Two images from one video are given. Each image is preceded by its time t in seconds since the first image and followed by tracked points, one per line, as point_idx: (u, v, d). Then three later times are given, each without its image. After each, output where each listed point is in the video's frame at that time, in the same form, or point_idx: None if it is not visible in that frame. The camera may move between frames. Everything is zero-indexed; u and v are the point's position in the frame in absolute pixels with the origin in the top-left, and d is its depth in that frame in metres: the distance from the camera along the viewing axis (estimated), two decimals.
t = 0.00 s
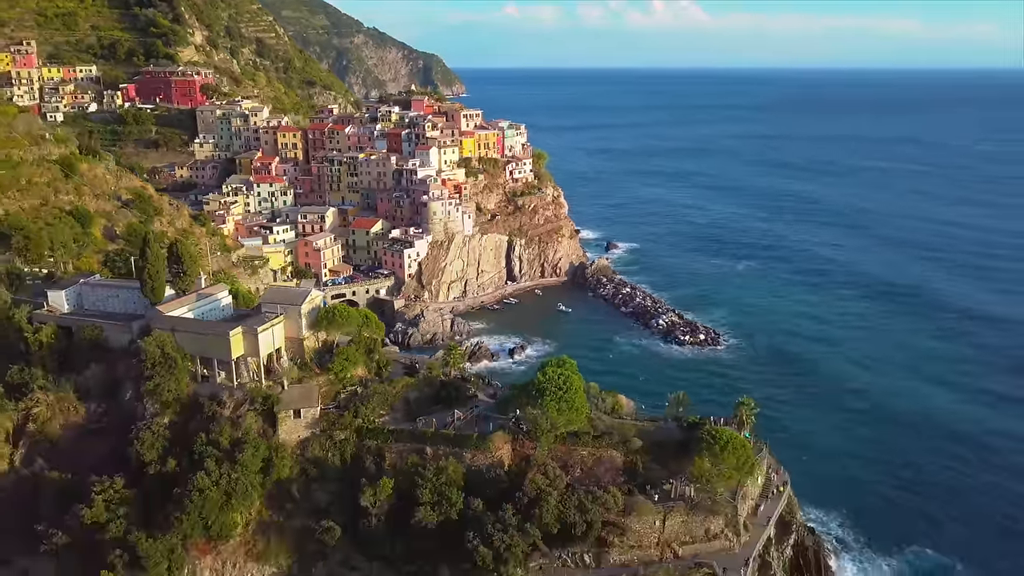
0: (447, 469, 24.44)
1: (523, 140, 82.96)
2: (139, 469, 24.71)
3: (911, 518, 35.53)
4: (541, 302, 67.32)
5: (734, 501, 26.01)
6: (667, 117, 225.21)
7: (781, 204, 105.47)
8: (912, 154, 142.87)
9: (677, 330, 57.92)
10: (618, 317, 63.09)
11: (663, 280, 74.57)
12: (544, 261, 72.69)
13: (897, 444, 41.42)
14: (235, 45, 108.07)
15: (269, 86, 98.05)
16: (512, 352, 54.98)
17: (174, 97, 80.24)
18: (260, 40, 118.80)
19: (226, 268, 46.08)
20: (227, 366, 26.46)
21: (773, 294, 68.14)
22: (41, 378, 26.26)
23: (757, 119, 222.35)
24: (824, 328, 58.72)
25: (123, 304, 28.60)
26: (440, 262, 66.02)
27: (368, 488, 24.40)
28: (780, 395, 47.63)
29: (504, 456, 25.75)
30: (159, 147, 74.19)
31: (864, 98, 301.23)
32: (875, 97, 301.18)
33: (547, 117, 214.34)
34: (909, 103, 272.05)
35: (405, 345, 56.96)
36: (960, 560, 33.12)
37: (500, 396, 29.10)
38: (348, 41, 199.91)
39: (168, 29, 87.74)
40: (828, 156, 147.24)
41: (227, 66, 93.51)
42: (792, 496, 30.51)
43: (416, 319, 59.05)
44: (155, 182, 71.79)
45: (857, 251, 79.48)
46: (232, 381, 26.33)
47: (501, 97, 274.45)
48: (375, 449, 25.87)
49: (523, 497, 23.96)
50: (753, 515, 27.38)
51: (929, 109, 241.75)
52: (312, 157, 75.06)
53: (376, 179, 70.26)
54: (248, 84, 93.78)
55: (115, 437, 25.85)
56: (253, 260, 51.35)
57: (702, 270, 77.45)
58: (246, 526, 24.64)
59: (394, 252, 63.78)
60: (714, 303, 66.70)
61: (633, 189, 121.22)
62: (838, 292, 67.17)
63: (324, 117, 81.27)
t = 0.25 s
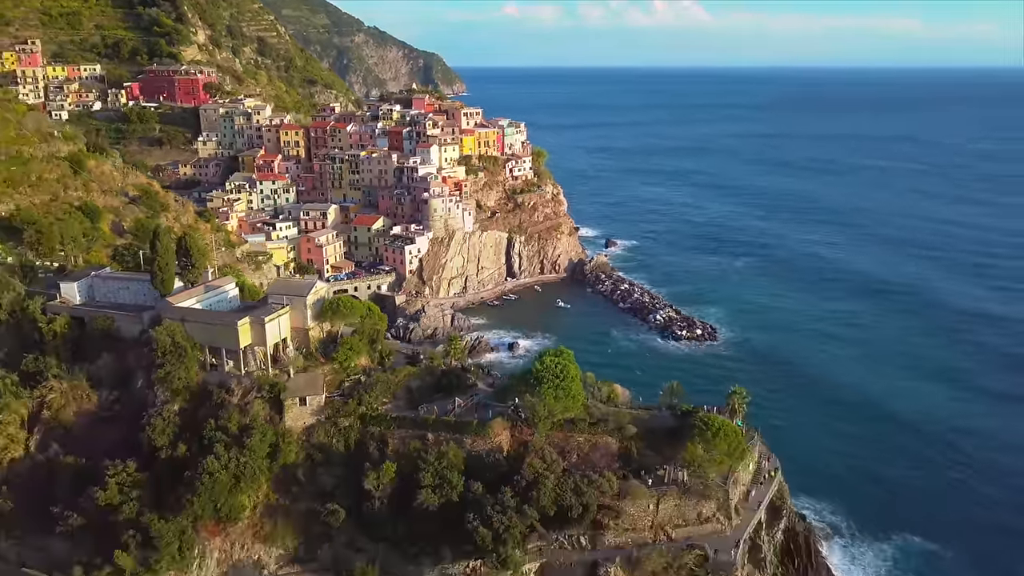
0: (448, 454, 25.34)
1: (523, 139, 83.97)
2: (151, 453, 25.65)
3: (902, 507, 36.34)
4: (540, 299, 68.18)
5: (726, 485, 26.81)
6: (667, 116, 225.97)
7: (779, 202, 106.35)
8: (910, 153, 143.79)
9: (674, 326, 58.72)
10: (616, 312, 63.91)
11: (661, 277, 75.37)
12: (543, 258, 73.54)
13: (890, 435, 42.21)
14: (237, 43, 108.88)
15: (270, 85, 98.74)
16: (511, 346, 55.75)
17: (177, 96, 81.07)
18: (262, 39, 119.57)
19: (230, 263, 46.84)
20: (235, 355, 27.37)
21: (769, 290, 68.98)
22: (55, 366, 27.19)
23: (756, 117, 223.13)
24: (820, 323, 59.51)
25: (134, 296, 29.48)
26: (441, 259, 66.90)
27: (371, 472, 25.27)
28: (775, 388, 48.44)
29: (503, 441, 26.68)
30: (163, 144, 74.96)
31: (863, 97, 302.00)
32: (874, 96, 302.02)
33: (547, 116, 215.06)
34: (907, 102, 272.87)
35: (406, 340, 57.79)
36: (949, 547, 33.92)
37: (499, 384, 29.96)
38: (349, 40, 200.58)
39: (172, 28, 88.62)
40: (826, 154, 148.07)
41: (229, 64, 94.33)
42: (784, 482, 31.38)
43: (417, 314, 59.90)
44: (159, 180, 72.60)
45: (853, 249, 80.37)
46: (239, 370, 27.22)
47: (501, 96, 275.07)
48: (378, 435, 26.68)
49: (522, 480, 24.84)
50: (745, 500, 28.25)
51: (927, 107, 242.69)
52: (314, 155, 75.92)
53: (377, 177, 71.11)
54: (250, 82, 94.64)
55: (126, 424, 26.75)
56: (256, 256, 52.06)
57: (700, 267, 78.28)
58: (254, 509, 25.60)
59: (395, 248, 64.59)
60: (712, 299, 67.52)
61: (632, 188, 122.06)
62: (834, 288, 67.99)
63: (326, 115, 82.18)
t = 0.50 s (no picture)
0: (449, 440, 26.21)
1: (523, 137, 84.88)
2: (162, 439, 26.55)
3: (893, 496, 37.17)
4: (540, 295, 69.02)
5: (717, 471, 27.66)
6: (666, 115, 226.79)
7: (776, 201, 107.21)
8: (907, 152, 144.65)
9: (672, 322, 59.56)
10: (615, 308, 64.72)
11: (660, 274, 76.20)
12: (542, 255, 74.42)
13: (884, 427, 42.99)
14: (239, 43, 109.74)
15: (272, 84, 99.47)
16: (511, 341, 56.53)
17: (181, 95, 81.89)
18: (263, 38, 120.44)
19: (235, 258, 47.67)
20: (243, 345, 28.19)
21: (766, 287, 69.80)
22: (68, 356, 28.08)
23: (754, 116, 223.98)
24: (816, 319, 60.36)
25: (144, 288, 30.34)
26: (442, 256, 67.75)
27: (375, 457, 26.12)
28: (770, 382, 49.27)
29: (502, 428, 27.55)
30: (167, 143, 75.79)
31: (862, 96, 302.76)
32: (873, 95, 302.58)
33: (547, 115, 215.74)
34: (907, 101, 273.58)
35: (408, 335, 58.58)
36: (941, 535, 34.70)
37: (498, 374, 30.81)
38: (349, 40, 201.37)
39: (175, 28, 89.50)
40: (824, 154, 148.89)
41: (232, 64, 95.17)
42: (776, 470, 32.26)
43: (418, 311, 60.73)
44: (162, 178, 73.41)
45: (849, 247, 81.23)
46: (247, 359, 28.09)
47: (501, 95, 275.48)
48: (381, 423, 27.50)
49: (520, 465, 25.71)
50: (736, 486, 29.15)
51: (926, 106, 243.31)
52: (316, 154, 76.83)
53: (379, 175, 72.02)
54: (253, 82, 95.50)
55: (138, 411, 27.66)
56: (259, 251, 52.73)
57: (698, 265, 79.14)
58: (262, 494, 26.53)
59: (397, 245, 65.41)
60: (709, 296, 68.40)
61: (631, 187, 122.99)
62: (830, 285, 68.85)
63: (328, 115, 83.09)
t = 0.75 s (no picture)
0: (450, 427, 27.07)
1: (522, 136, 85.78)
2: (172, 426, 27.40)
3: (884, 485, 38.00)
4: (539, 291, 69.86)
5: (710, 457, 28.51)
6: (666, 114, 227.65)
7: (774, 200, 108.11)
8: (904, 151, 145.59)
9: (670, 317, 60.39)
10: (613, 304, 65.56)
11: (658, 271, 77.05)
12: (542, 252, 75.28)
13: (878, 419, 43.82)
14: (240, 42, 110.58)
15: (273, 83, 100.19)
16: (511, 336, 57.32)
17: (184, 93, 82.74)
18: (264, 37, 121.16)
19: (239, 252, 48.51)
20: (249, 336, 29.03)
21: (763, 284, 70.64)
22: (80, 346, 28.98)
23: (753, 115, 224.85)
24: (811, 315, 61.20)
25: (153, 281, 31.18)
26: (442, 252, 68.63)
27: (378, 443, 26.99)
28: (766, 375, 50.08)
29: (501, 415, 28.40)
30: (170, 141, 76.64)
31: (861, 95, 303.60)
32: (872, 95, 303.45)
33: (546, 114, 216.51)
34: (905, 100, 274.36)
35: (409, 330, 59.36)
36: (932, 522, 35.53)
37: (497, 364, 31.66)
38: (350, 39, 202.22)
39: (178, 27, 90.38)
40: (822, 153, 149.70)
41: (234, 63, 96.04)
42: (768, 459, 33.09)
43: (419, 306, 61.55)
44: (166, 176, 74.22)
45: (846, 245, 82.11)
46: (253, 349, 28.93)
47: (501, 94, 276.01)
48: (384, 411, 28.37)
49: (518, 450, 26.54)
50: (728, 473, 30.00)
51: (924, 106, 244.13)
52: (318, 151, 77.72)
53: (381, 173, 72.91)
54: (254, 81, 96.38)
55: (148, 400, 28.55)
56: (261, 247, 53.52)
57: (696, 262, 80.02)
58: (268, 479, 27.43)
59: (398, 242, 66.23)
60: (706, 293, 69.28)
61: (630, 185, 123.86)
62: (826, 282, 69.71)
63: (329, 113, 83.99)
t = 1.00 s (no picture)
0: (450, 415, 27.93)
1: (522, 134, 86.67)
2: (180, 415, 28.27)
3: (876, 475, 38.81)
4: (538, 288, 70.68)
5: (703, 446, 29.34)
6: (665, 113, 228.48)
7: (772, 199, 108.93)
8: (902, 150, 146.49)
9: (668, 313, 61.19)
10: (612, 301, 66.38)
11: (656, 269, 77.88)
12: (541, 249, 76.13)
13: (872, 412, 44.56)
14: (242, 42, 111.43)
15: (274, 83, 100.94)
16: (510, 332, 58.11)
17: (186, 92, 83.57)
18: (266, 37, 121.88)
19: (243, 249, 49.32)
20: (255, 328, 29.87)
21: (760, 282, 71.48)
22: (91, 337, 29.83)
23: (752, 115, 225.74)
24: (807, 312, 62.01)
25: (161, 274, 32.01)
26: (443, 250, 69.48)
27: (381, 431, 27.85)
28: (761, 370, 50.86)
29: (500, 405, 29.25)
30: (173, 140, 77.45)
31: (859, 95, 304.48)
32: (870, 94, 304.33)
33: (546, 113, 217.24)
34: (903, 99, 275.24)
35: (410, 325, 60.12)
36: (922, 511, 36.30)
37: (496, 355, 32.51)
38: (350, 39, 203.06)
39: (181, 27, 91.28)
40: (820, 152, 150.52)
41: (235, 63, 96.93)
42: (760, 449, 33.93)
43: (419, 302, 62.36)
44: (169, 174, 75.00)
45: (842, 244, 82.91)
46: (259, 341, 29.77)
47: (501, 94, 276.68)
48: (386, 400, 29.23)
49: (517, 437, 27.40)
50: (722, 462, 30.82)
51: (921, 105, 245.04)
52: (320, 150, 78.62)
53: (382, 171, 73.77)
54: (256, 80, 97.25)
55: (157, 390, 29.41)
56: (263, 244, 54.33)
57: (693, 260, 80.87)
58: (274, 466, 28.28)
59: (399, 239, 67.03)
60: (704, 290, 70.12)
61: (628, 184, 124.72)
62: (821, 280, 70.54)
63: (330, 112, 84.88)
